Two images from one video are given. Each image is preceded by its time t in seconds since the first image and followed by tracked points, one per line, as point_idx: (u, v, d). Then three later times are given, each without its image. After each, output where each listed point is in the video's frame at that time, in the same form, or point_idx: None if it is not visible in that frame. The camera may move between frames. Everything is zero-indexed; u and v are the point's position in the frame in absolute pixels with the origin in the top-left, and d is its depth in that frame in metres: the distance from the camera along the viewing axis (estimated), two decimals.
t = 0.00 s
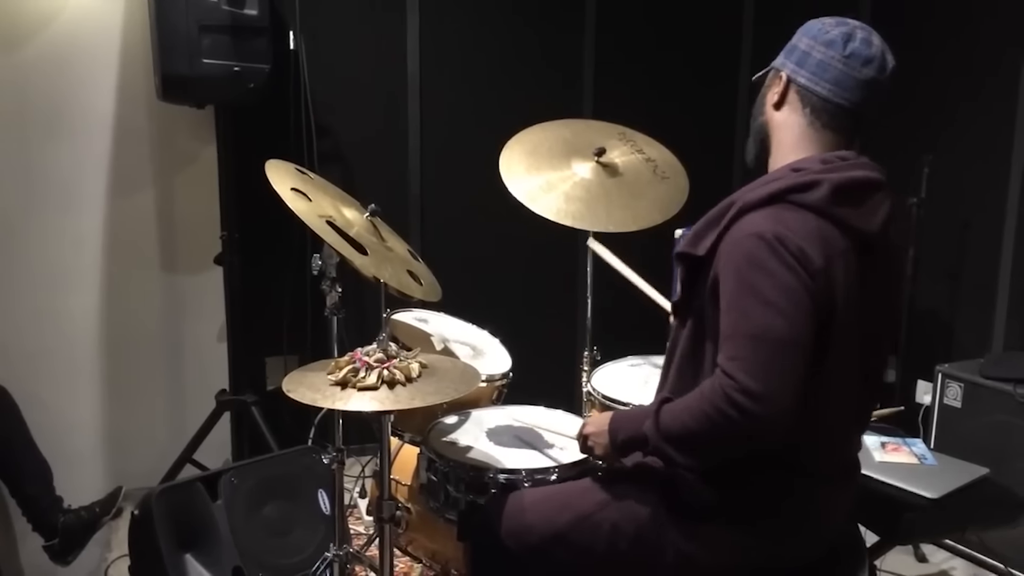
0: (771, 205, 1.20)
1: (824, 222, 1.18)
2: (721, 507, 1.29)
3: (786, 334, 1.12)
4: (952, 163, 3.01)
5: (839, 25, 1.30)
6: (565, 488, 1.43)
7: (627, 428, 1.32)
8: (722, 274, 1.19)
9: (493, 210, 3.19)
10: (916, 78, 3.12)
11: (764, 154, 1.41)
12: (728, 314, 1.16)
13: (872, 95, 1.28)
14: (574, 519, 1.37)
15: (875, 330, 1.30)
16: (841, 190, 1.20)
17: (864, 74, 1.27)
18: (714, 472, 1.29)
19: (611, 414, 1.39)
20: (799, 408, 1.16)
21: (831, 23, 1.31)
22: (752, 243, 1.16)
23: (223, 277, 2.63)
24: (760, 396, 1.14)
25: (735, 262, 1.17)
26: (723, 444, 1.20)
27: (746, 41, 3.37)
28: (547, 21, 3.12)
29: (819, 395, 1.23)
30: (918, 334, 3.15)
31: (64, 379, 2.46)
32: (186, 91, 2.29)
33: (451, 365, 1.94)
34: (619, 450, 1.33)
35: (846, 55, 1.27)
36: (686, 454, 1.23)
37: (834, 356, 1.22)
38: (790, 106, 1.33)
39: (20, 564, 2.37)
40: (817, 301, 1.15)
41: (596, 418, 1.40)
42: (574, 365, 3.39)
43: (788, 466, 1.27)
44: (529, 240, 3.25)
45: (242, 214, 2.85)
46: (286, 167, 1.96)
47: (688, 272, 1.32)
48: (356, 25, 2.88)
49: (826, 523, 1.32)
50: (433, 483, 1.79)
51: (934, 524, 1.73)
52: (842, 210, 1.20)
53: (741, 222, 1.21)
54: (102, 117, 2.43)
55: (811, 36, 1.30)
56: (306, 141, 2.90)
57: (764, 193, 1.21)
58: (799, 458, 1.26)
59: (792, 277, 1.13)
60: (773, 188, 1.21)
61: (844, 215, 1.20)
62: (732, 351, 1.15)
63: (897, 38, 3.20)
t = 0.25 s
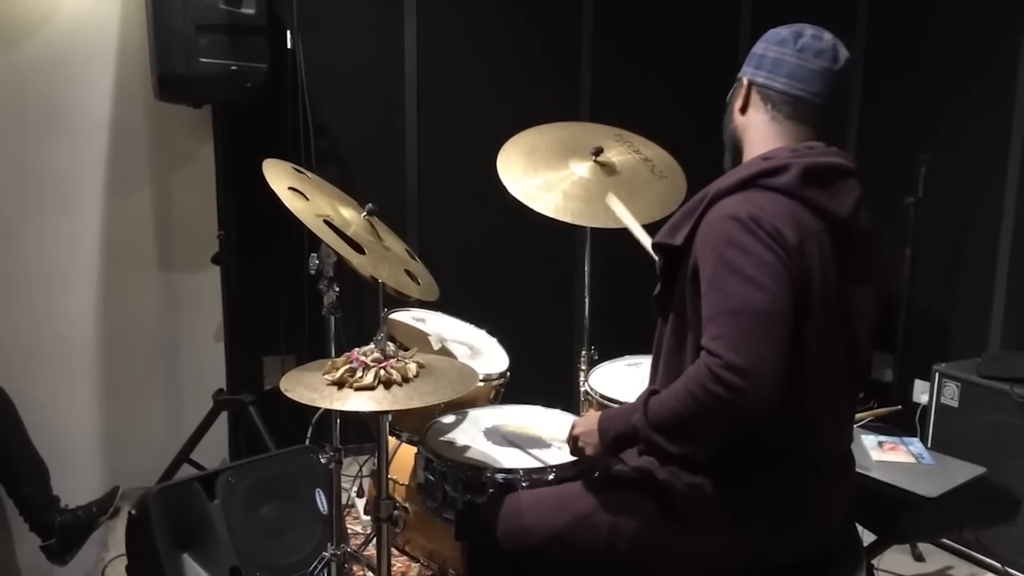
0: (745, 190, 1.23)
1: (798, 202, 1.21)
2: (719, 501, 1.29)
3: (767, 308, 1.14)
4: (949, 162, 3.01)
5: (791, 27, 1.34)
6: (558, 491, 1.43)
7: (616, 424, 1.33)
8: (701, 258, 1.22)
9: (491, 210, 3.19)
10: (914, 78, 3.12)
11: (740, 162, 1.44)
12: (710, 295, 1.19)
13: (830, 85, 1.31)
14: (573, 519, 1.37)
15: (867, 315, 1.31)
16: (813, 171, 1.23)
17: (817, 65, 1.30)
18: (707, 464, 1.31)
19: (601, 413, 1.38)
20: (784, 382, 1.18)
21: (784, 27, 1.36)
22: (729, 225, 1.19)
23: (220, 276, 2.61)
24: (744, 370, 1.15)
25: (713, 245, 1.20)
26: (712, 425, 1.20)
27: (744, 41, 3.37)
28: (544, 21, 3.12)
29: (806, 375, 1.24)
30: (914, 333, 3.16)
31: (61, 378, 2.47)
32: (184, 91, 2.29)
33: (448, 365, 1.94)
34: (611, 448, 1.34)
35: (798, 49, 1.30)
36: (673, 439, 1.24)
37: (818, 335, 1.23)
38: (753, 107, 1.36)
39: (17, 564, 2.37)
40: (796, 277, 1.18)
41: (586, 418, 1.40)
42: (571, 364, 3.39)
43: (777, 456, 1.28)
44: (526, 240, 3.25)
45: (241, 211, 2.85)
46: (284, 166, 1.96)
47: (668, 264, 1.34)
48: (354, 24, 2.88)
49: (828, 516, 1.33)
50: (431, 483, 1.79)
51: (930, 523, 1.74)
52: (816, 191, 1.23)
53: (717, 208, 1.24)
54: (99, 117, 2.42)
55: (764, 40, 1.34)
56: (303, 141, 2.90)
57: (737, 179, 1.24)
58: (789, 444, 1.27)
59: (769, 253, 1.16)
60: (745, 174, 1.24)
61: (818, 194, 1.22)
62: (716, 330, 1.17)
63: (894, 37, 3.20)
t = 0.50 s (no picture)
0: (734, 189, 1.24)
1: (786, 200, 1.22)
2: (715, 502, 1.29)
3: (762, 304, 1.15)
4: (948, 162, 3.01)
5: (762, 34, 1.36)
6: (557, 493, 1.42)
7: (614, 425, 1.33)
8: (693, 258, 1.22)
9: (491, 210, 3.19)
10: (913, 78, 3.12)
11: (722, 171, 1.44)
12: (703, 294, 1.19)
13: (803, 86, 1.33)
14: (568, 522, 1.37)
15: (853, 312, 1.32)
16: (800, 170, 1.24)
17: (789, 68, 1.31)
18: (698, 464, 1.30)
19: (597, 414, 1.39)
20: (780, 378, 1.18)
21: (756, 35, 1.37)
22: (721, 224, 1.20)
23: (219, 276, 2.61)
24: (741, 366, 1.15)
25: (706, 245, 1.20)
26: (709, 423, 1.21)
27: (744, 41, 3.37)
28: (544, 21, 3.12)
29: (798, 372, 1.24)
30: (913, 333, 3.16)
31: (59, 378, 2.47)
32: (183, 91, 2.29)
33: (447, 365, 1.93)
34: (608, 449, 1.35)
35: (770, 54, 1.32)
36: (671, 437, 1.25)
37: (810, 333, 1.23)
38: (730, 114, 1.37)
39: (15, 564, 2.37)
40: (788, 273, 1.18)
41: (583, 419, 1.41)
42: (571, 364, 3.39)
43: (772, 453, 1.29)
44: (525, 240, 3.25)
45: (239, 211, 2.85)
46: (283, 166, 1.96)
47: (659, 265, 1.34)
48: (353, 24, 2.88)
49: (822, 513, 1.34)
50: (430, 482, 1.79)
51: (929, 523, 1.74)
52: (803, 189, 1.24)
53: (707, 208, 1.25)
54: (97, 118, 2.42)
55: (737, 48, 1.36)
56: (303, 140, 2.89)
57: (725, 179, 1.25)
58: (777, 439, 1.28)
59: (762, 251, 1.16)
60: (733, 174, 1.25)
61: (806, 193, 1.24)
62: (711, 328, 1.17)
63: (893, 37, 3.20)
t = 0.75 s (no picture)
0: (709, 187, 1.25)
1: (762, 194, 1.23)
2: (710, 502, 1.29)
3: (744, 295, 1.15)
4: (947, 163, 3.01)
5: (731, 39, 1.35)
6: (555, 494, 1.42)
7: (605, 428, 1.33)
8: (674, 257, 1.23)
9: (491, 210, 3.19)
10: (912, 79, 3.13)
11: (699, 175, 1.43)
12: (686, 290, 1.19)
13: (772, 92, 1.32)
14: (566, 523, 1.37)
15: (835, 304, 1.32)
16: (772, 164, 1.25)
17: (756, 73, 1.30)
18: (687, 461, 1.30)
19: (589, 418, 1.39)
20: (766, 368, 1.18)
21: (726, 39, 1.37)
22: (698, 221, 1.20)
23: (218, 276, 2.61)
24: (727, 357, 1.15)
25: (686, 241, 1.20)
26: (700, 416, 1.20)
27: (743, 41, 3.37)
28: (543, 21, 3.12)
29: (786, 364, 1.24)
30: (912, 333, 3.16)
31: (58, 378, 2.47)
32: (182, 91, 2.29)
33: (447, 365, 1.93)
34: (601, 452, 1.34)
35: (737, 60, 1.31)
36: (661, 434, 1.24)
37: (795, 324, 1.23)
38: (701, 119, 1.37)
39: (14, 564, 2.37)
40: (769, 265, 1.18)
41: (576, 423, 1.40)
42: (570, 364, 3.39)
43: (764, 448, 1.29)
44: (525, 240, 3.25)
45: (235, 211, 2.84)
46: (281, 166, 1.96)
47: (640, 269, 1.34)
48: (353, 25, 2.88)
49: (819, 507, 1.33)
50: (429, 483, 1.79)
51: (927, 523, 1.74)
52: (777, 182, 1.24)
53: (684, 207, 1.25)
54: (96, 118, 2.42)
55: (705, 54, 1.36)
56: (302, 140, 2.89)
57: (699, 177, 1.26)
58: (765, 433, 1.28)
59: (740, 244, 1.17)
60: (708, 172, 1.26)
61: (780, 186, 1.24)
62: (696, 323, 1.17)
63: (892, 38, 3.20)
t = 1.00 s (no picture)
0: (702, 195, 1.24)
1: (755, 200, 1.22)
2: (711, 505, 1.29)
3: (740, 307, 1.15)
4: (947, 163, 3.01)
5: (728, 35, 1.33)
6: (554, 496, 1.42)
7: (604, 436, 1.34)
8: (669, 266, 1.22)
9: (491, 211, 3.19)
10: (912, 79, 3.13)
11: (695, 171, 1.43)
12: (682, 302, 1.19)
13: (767, 91, 1.31)
14: (566, 523, 1.36)
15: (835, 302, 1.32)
16: (765, 169, 1.23)
17: (752, 73, 1.29)
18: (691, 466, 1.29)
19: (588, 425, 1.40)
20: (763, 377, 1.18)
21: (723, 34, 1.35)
22: (693, 232, 1.19)
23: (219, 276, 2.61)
24: (723, 369, 1.15)
25: (681, 253, 1.20)
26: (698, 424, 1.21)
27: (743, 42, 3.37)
28: (544, 22, 3.12)
29: (784, 368, 1.24)
30: (912, 333, 3.16)
31: (59, 379, 2.47)
32: (183, 91, 2.29)
33: (447, 366, 1.93)
34: (601, 459, 1.35)
35: (732, 59, 1.30)
36: (660, 440, 1.25)
37: (792, 330, 1.23)
38: (697, 117, 1.36)
39: (15, 565, 2.37)
40: (765, 273, 1.18)
41: (574, 429, 1.41)
42: (570, 364, 3.39)
43: (763, 451, 1.29)
44: (525, 240, 3.25)
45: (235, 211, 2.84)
46: (282, 167, 1.96)
47: (636, 276, 1.33)
48: (353, 25, 2.88)
49: (820, 506, 1.34)
50: (429, 483, 1.80)
51: (927, 523, 1.74)
52: (771, 187, 1.23)
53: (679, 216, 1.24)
54: (96, 119, 2.42)
55: (702, 50, 1.34)
56: (301, 139, 2.89)
57: (692, 185, 1.25)
58: (762, 435, 1.28)
59: (735, 254, 1.16)
60: (701, 179, 1.25)
61: (774, 190, 1.23)
62: (692, 335, 1.17)
63: (893, 38, 3.20)
